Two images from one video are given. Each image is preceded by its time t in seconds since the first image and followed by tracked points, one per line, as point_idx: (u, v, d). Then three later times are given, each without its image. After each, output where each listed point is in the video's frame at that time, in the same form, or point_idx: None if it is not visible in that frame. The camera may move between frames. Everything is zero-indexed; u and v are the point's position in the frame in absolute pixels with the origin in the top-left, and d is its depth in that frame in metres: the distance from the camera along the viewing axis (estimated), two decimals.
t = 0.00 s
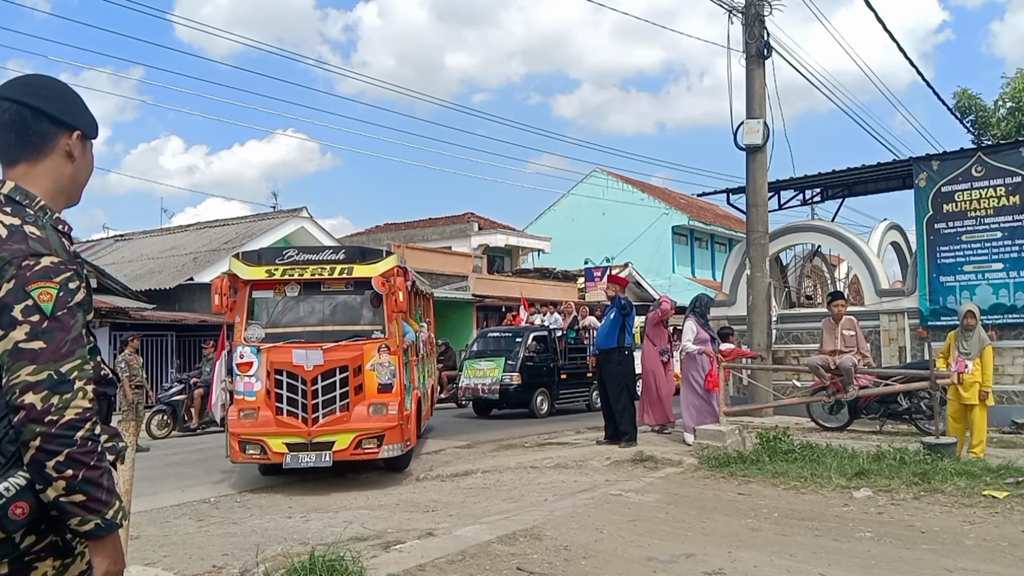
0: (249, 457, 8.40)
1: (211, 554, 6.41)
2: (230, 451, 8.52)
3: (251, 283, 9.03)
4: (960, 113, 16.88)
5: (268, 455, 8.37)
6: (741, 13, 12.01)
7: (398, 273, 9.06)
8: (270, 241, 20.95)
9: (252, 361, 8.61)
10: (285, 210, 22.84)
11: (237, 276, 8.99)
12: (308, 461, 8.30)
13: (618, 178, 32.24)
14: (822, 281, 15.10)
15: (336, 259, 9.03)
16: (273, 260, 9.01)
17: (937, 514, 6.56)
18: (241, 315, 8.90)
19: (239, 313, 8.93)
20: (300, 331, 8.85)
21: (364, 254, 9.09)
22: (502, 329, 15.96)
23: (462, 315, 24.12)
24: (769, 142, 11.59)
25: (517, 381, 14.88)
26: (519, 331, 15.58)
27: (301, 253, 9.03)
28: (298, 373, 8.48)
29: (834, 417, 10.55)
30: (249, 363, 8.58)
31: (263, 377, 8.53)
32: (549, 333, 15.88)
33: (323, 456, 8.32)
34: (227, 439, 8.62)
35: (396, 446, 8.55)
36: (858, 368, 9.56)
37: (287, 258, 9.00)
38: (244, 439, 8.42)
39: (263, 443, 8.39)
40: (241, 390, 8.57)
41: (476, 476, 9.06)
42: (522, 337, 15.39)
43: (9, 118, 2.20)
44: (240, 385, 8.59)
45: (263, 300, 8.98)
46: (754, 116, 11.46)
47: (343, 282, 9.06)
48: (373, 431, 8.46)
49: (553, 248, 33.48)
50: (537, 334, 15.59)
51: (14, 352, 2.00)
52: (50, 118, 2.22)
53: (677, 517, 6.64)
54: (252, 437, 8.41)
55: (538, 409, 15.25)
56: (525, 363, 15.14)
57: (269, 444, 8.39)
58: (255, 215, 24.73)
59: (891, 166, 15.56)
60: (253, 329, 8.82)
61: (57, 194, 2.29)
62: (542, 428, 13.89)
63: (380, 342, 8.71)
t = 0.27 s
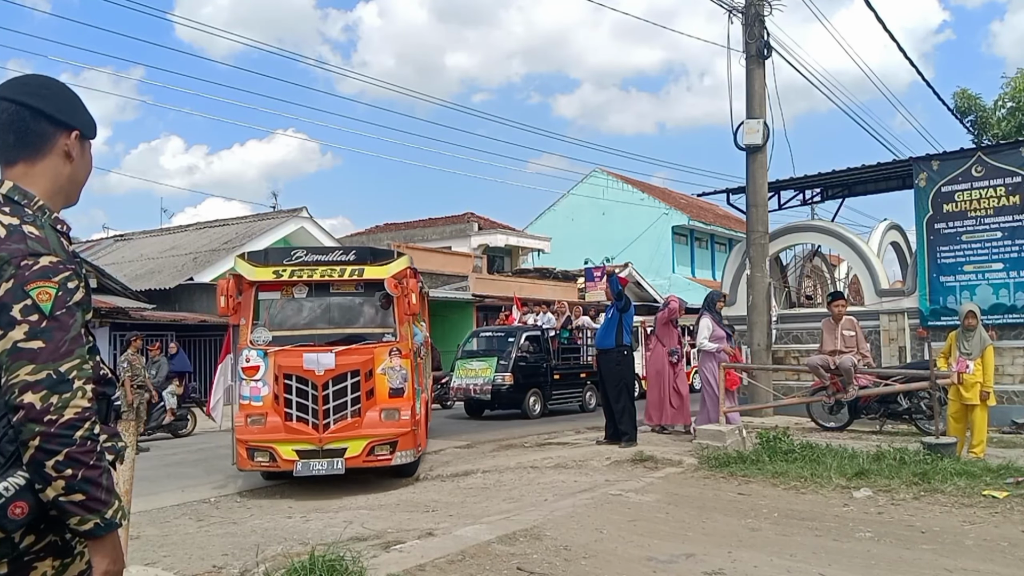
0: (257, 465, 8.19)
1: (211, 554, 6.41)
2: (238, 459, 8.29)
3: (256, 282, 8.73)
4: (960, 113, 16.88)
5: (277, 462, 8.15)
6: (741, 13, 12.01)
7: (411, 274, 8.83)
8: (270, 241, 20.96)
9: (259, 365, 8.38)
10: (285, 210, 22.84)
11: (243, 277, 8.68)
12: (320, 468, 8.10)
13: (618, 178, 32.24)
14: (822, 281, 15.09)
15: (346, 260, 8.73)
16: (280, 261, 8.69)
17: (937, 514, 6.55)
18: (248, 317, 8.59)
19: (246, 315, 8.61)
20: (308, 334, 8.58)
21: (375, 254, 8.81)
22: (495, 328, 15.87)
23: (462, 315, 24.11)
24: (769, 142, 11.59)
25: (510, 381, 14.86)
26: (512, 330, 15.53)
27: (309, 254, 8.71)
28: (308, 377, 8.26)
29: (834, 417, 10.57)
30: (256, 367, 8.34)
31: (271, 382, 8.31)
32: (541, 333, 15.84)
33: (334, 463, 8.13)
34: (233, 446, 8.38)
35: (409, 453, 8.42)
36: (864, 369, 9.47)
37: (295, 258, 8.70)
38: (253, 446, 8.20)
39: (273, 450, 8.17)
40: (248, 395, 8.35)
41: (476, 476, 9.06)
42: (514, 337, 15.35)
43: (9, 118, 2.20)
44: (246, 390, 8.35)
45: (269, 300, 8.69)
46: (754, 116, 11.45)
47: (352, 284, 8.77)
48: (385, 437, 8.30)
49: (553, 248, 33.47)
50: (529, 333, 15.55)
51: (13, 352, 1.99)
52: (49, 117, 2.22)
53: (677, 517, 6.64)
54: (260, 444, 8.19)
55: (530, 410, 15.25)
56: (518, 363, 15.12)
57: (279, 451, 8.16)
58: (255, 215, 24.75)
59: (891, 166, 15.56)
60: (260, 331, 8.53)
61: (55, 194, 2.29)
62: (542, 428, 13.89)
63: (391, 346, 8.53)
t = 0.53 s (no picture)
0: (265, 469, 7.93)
1: (211, 554, 6.41)
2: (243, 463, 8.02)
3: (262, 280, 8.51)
4: (960, 113, 16.88)
5: (286, 466, 7.91)
6: (741, 13, 12.01)
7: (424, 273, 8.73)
8: (270, 241, 20.96)
9: (265, 365, 8.16)
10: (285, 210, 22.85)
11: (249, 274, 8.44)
12: (331, 472, 7.89)
13: (617, 178, 32.25)
14: (822, 281, 15.08)
15: (357, 257, 8.57)
16: (289, 258, 8.48)
17: (937, 514, 6.55)
18: (253, 316, 8.41)
19: (250, 314, 8.42)
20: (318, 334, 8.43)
21: (386, 252, 8.66)
22: (487, 327, 15.86)
23: (463, 315, 24.12)
24: (769, 142, 11.59)
25: (502, 381, 14.84)
26: (504, 330, 15.51)
27: (319, 250, 8.51)
28: (317, 377, 8.07)
29: (834, 417, 10.58)
30: (262, 367, 8.12)
31: (278, 383, 8.09)
32: (534, 333, 15.82)
33: (346, 466, 7.93)
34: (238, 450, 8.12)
35: (421, 455, 8.26)
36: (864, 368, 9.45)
37: (305, 255, 8.48)
38: (260, 449, 7.95)
39: (281, 453, 7.93)
40: (253, 396, 8.11)
41: (476, 476, 9.06)
42: (507, 337, 15.33)
43: (6, 119, 2.21)
44: (251, 391, 8.12)
45: (275, 299, 8.50)
46: (754, 116, 11.46)
47: (362, 281, 8.62)
48: (398, 440, 8.14)
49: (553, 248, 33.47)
50: (521, 333, 15.51)
51: (11, 351, 2.00)
52: (46, 117, 2.23)
53: (677, 517, 6.64)
54: (267, 447, 7.95)
55: (522, 410, 15.26)
56: (510, 363, 15.10)
57: (287, 454, 7.94)
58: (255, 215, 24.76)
59: (891, 166, 15.56)
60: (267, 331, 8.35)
61: (53, 194, 2.30)
62: (541, 428, 13.89)
63: (402, 345, 8.38)
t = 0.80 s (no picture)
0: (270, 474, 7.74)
1: (211, 554, 6.40)
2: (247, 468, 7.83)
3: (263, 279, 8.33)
4: (960, 112, 16.87)
5: (293, 470, 7.74)
6: (741, 13, 11.99)
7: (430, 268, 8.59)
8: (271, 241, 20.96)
9: (268, 367, 8.01)
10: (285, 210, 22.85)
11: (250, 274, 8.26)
12: (340, 475, 7.75)
13: (617, 178, 32.24)
14: (822, 281, 15.07)
15: (360, 253, 8.42)
16: (290, 256, 8.33)
17: (938, 515, 6.55)
18: (254, 316, 8.24)
19: (251, 313, 8.25)
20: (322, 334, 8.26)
21: (390, 247, 8.50)
22: (480, 327, 15.91)
23: (462, 315, 24.11)
24: (769, 142, 11.58)
25: (495, 382, 14.82)
26: (497, 330, 15.54)
27: (321, 248, 8.36)
28: (323, 378, 7.93)
29: (834, 417, 10.58)
30: (265, 369, 7.97)
31: (282, 385, 7.94)
32: (527, 333, 15.87)
33: (355, 469, 7.80)
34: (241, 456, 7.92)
35: (432, 456, 8.16)
36: (864, 368, 9.44)
37: (306, 252, 8.32)
38: (265, 454, 7.76)
39: (287, 457, 7.75)
40: (256, 399, 7.94)
41: (476, 476, 9.06)
42: (500, 337, 15.35)
43: (3, 118, 2.21)
44: (254, 394, 7.95)
45: (277, 298, 8.31)
46: (754, 116, 11.45)
47: (366, 279, 8.47)
48: (407, 440, 8.03)
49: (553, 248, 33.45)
50: (515, 333, 15.54)
51: (8, 350, 1.99)
52: (44, 117, 2.23)
53: (677, 517, 6.64)
54: (273, 451, 7.76)
55: (516, 411, 15.26)
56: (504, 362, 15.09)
57: (294, 458, 7.79)
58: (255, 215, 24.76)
59: (891, 166, 15.55)
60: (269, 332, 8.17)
61: (51, 194, 2.29)
62: (541, 428, 13.89)
63: (408, 344, 8.25)
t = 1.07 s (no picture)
0: (279, 481, 7.48)
1: (211, 554, 6.40)
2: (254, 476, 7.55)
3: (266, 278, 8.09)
4: (960, 112, 16.86)
5: (303, 476, 7.48)
6: (741, 13, 11.99)
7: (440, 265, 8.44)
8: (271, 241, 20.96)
9: (273, 369, 7.73)
10: (285, 210, 22.84)
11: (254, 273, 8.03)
12: (351, 480, 7.51)
13: (617, 178, 32.25)
14: (822, 281, 15.06)
15: (368, 250, 8.19)
16: (295, 253, 8.09)
17: (938, 514, 6.55)
18: (257, 317, 7.98)
19: (254, 314, 8.00)
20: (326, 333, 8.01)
21: (398, 244, 8.29)
22: (475, 326, 15.90)
23: (462, 315, 24.12)
24: (769, 142, 11.57)
25: (488, 382, 14.77)
26: (491, 330, 15.52)
27: (327, 245, 8.13)
28: (332, 380, 7.68)
29: (834, 417, 10.57)
30: (270, 371, 7.69)
31: (288, 388, 7.67)
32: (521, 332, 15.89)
33: (367, 473, 7.57)
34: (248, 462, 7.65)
35: (445, 458, 7.94)
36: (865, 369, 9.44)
37: (311, 250, 8.09)
38: (273, 460, 7.49)
39: (296, 463, 7.50)
40: (261, 403, 7.66)
41: (476, 476, 9.06)
42: (494, 337, 15.34)
43: (1, 118, 2.20)
44: (260, 398, 7.67)
45: (280, 297, 8.06)
46: (754, 116, 11.44)
47: (373, 277, 8.25)
48: (420, 443, 7.80)
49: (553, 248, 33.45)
50: (509, 333, 15.54)
51: (3, 349, 1.99)
52: (41, 117, 2.22)
53: (676, 517, 6.64)
54: (281, 457, 7.50)
55: (509, 411, 15.25)
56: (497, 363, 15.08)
57: (303, 464, 7.52)
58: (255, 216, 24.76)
59: (891, 166, 15.55)
60: (273, 332, 7.91)
61: (49, 194, 2.29)
62: (541, 428, 13.89)
63: (418, 343, 8.02)
